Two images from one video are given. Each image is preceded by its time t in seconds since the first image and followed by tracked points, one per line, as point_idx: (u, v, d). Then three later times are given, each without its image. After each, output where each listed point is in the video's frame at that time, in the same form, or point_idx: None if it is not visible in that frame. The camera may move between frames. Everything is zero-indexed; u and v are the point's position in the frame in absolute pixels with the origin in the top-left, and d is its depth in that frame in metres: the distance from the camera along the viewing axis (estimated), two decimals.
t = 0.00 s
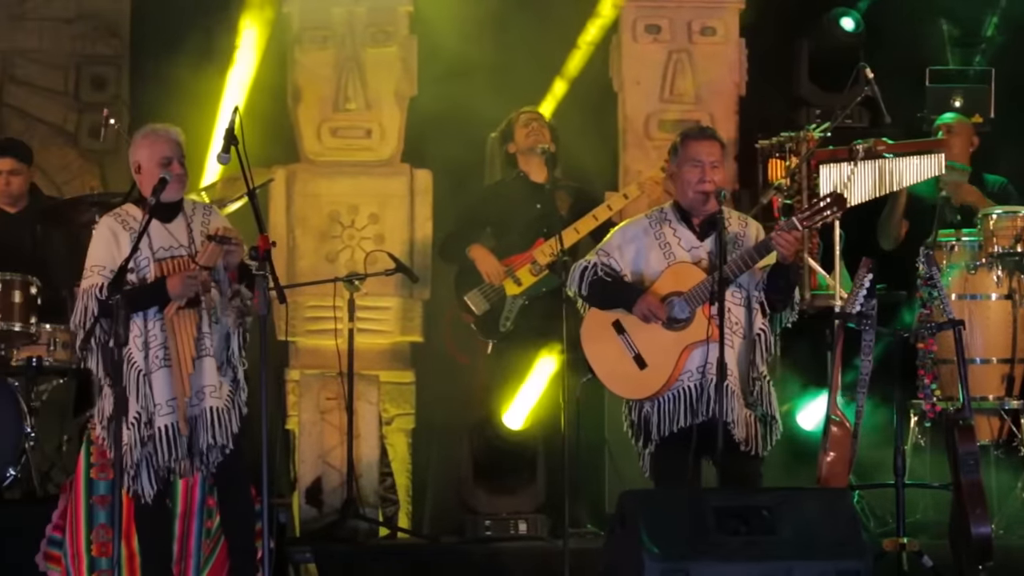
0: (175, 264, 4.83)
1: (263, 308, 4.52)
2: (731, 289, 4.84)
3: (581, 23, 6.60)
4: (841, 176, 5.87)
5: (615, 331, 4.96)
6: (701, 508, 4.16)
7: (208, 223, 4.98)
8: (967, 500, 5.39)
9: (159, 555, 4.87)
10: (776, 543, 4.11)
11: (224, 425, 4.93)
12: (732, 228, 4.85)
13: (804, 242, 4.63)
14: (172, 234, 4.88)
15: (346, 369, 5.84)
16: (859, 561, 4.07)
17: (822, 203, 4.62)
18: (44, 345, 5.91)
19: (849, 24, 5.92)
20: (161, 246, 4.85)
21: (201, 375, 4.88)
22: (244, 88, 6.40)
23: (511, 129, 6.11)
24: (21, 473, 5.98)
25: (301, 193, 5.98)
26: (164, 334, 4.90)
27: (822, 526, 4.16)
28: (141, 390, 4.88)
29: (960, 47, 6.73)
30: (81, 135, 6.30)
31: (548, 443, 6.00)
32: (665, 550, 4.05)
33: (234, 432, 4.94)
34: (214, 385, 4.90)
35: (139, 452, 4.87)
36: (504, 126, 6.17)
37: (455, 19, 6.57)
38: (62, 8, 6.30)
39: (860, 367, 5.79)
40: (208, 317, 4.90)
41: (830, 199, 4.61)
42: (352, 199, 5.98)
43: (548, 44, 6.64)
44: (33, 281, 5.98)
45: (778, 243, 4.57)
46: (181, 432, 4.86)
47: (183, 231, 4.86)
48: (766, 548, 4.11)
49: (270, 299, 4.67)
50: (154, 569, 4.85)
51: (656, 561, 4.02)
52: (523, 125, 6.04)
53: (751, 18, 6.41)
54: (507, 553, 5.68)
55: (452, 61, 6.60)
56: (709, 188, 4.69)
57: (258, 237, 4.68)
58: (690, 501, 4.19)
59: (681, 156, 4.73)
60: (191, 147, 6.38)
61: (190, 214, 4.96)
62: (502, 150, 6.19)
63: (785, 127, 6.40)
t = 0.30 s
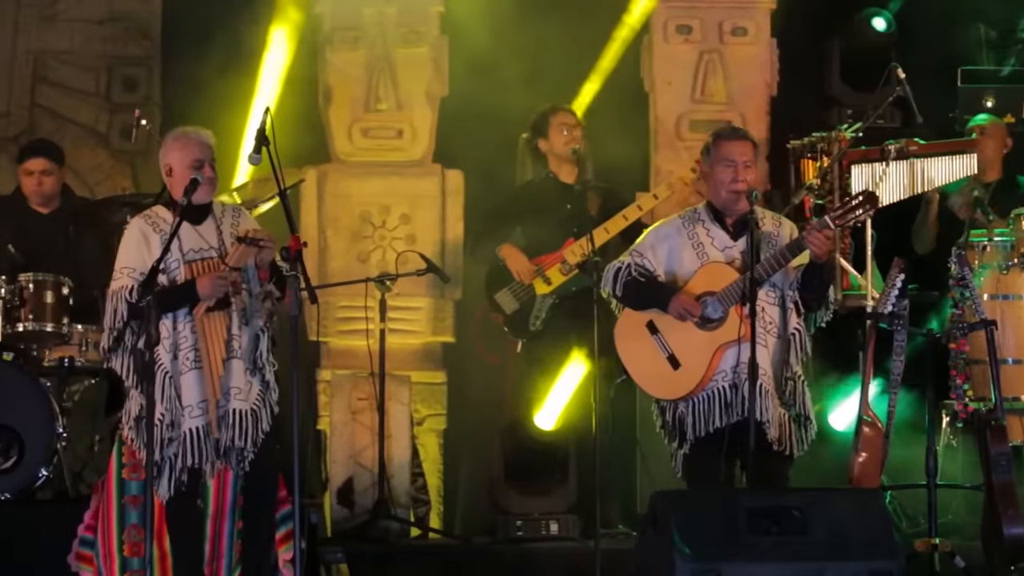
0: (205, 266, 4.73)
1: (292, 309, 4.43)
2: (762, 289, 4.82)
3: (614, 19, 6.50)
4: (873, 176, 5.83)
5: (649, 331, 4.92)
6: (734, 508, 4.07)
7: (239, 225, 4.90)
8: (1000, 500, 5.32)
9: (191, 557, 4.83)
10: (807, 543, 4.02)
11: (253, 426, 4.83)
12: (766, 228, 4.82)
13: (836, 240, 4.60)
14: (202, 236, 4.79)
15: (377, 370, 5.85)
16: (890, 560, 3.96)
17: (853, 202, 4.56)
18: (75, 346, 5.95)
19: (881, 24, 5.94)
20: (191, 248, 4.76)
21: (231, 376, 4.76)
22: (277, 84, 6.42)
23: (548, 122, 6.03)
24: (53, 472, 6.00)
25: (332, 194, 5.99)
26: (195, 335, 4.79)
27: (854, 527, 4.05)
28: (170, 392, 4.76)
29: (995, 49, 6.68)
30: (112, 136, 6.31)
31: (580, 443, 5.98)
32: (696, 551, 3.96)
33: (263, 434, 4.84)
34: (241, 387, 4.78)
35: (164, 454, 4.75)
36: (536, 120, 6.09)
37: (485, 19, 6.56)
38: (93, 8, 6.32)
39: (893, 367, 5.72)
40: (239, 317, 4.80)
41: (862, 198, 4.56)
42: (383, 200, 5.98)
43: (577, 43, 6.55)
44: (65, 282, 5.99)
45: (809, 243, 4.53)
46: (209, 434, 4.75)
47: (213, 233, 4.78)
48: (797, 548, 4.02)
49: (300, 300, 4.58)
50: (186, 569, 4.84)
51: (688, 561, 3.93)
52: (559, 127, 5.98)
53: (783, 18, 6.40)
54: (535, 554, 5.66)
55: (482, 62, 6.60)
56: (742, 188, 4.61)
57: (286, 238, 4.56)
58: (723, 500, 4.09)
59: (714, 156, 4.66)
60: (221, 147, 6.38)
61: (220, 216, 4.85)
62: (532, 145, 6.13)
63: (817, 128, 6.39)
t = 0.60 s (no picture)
0: (244, 262, 4.73)
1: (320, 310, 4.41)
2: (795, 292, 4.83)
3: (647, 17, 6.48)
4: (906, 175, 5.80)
5: (689, 328, 4.93)
6: (768, 508, 4.05)
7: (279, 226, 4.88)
8: None
9: (222, 552, 4.84)
10: (841, 543, 4.00)
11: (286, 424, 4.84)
12: (810, 227, 4.82)
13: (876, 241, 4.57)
14: (241, 234, 4.79)
15: (410, 369, 5.86)
16: (923, 560, 3.94)
17: (892, 201, 4.53)
18: (108, 345, 5.93)
19: (913, 23, 5.92)
20: (230, 246, 4.76)
21: (267, 370, 4.75)
22: (308, 83, 6.41)
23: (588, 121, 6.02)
24: (86, 472, 6.02)
25: (364, 193, 5.99)
26: (234, 330, 4.80)
27: (888, 527, 4.02)
28: (208, 386, 4.78)
29: None
30: (144, 136, 6.34)
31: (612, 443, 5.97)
32: (729, 551, 3.95)
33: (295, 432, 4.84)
34: (274, 382, 4.78)
35: (200, 448, 4.77)
36: (570, 117, 6.06)
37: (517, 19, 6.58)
38: (126, 9, 6.36)
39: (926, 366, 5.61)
40: (276, 312, 4.79)
41: (900, 198, 4.52)
42: (416, 199, 5.99)
43: (610, 42, 6.53)
44: (97, 281, 6.00)
45: (848, 242, 4.53)
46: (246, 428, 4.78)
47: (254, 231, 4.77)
48: (831, 548, 4.00)
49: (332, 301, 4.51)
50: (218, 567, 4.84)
51: (721, 561, 3.93)
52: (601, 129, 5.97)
53: (817, 18, 6.40)
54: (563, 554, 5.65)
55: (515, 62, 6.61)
56: (782, 187, 4.64)
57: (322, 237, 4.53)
58: (757, 499, 4.08)
59: (757, 154, 4.70)
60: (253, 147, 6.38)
61: (259, 215, 4.85)
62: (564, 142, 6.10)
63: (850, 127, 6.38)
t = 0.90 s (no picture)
0: (290, 261, 4.79)
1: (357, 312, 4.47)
2: (835, 294, 4.86)
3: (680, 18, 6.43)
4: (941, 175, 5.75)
5: (732, 327, 5.00)
6: (801, 508, 4.04)
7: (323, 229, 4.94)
8: None
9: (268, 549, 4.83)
10: (876, 543, 3.98)
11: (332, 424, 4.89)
12: (854, 228, 4.87)
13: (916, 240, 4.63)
14: (288, 235, 4.86)
15: (444, 369, 5.88)
16: (958, 560, 3.90)
17: (930, 200, 4.59)
18: (142, 345, 5.92)
19: (947, 22, 5.90)
20: (276, 245, 4.82)
21: (316, 370, 4.82)
22: (341, 84, 6.41)
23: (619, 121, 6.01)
24: (120, 472, 6.01)
25: (399, 193, 5.99)
26: (280, 329, 4.84)
27: (923, 528, 4.00)
28: (257, 383, 4.79)
29: None
30: (178, 136, 6.35)
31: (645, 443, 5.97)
32: (763, 551, 3.96)
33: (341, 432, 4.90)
34: (327, 381, 4.83)
35: (251, 445, 4.76)
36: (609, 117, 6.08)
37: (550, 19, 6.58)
38: (160, 9, 6.38)
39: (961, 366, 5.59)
40: (324, 313, 4.87)
41: (939, 197, 4.56)
42: (450, 199, 5.99)
43: (643, 38, 6.47)
44: (131, 282, 6.01)
45: (887, 242, 4.59)
46: (295, 425, 4.78)
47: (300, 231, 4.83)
48: (866, 548, 3.99)
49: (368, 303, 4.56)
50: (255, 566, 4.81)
51: (755, 562, 3.93)
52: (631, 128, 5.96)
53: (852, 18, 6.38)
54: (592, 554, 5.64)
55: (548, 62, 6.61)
56: (822, 185, 4.71)
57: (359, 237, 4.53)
58: (792, 500, 4.05)
59: (799, 154, 4.80)
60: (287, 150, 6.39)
61: (305, 216, 4.93)
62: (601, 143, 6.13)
63: (884, 128, 6.37)
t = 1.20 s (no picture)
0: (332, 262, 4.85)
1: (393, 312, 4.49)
2: (872, 294, 4.86)
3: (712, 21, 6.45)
4: (975, 175, 5.75)
5: (772, 327, 5.08)
6: (833, 507, 4.02)
7: (365, 230, 5.02)
8: None
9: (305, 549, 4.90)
10: (908, 543, 3.96)
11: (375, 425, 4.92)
12: (896, 227, 4.86)
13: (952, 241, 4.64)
14: (332, 236, 4.94)
15: (478, 368, 5.88)
16: (991, 560, 3.88)
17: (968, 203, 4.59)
18: (176, 345, 5.95)
19: (981, 21, 5.92)
20: (320, 245, 4.89)
21: (358, 373, 4.87)
22: (374, 83, 6.42)
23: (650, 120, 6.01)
24: (154, 471, 6.01)
25: (433, 192, 6.00)
26: (320, 331, 4.87)
27: (955, 529, 3.97)
28: (297, 384, 4.84)
29: None
30: (211, 136, 6.37)
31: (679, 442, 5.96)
32: (796, 550, 3.93)
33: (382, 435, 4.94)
34: (372, 384, 4.88)
35: (292, 446, 4.83)
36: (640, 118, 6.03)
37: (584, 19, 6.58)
38: (195, 9, 6.39)
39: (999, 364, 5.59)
40: (365, 316, 4.91)
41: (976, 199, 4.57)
42: (484, 198, 5.99)
43: (676, 38, 6.46)
44: (165, 281, 6.00)
45: (924, 243, 4.60)
46: (332, 427, 4.82)
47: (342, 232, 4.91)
48: (899, 548, 3.97)
49: (404, 301, 4.58)
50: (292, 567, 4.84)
51: (789, 561, 3.91)
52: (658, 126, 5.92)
53: (886, 17, 6.38)
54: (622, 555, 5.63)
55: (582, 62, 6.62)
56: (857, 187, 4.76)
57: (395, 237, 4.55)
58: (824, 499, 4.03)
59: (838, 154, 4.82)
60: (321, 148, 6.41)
61: (348, 218, 5.02)
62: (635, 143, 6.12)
63: (918, 127, 6.37)
